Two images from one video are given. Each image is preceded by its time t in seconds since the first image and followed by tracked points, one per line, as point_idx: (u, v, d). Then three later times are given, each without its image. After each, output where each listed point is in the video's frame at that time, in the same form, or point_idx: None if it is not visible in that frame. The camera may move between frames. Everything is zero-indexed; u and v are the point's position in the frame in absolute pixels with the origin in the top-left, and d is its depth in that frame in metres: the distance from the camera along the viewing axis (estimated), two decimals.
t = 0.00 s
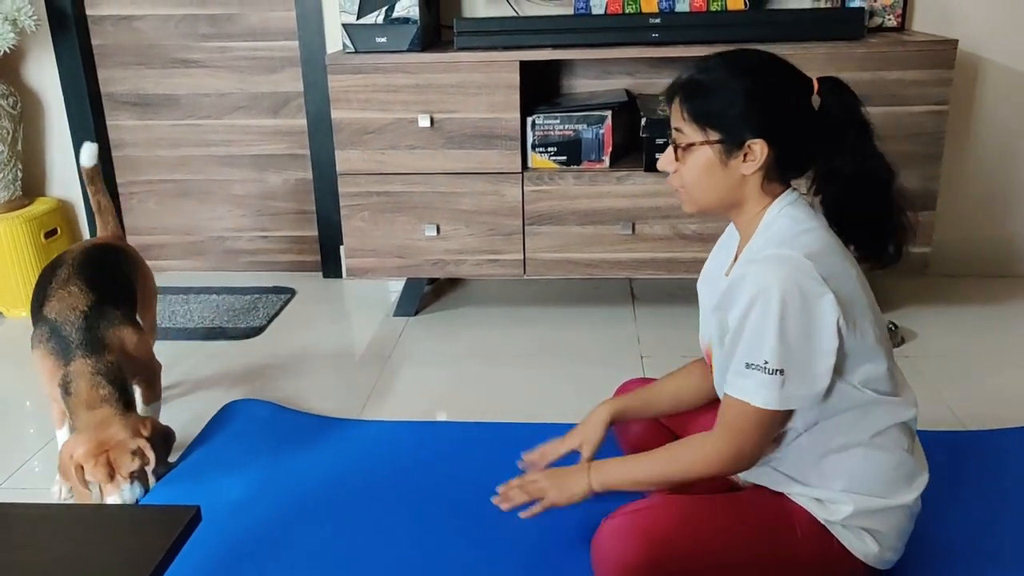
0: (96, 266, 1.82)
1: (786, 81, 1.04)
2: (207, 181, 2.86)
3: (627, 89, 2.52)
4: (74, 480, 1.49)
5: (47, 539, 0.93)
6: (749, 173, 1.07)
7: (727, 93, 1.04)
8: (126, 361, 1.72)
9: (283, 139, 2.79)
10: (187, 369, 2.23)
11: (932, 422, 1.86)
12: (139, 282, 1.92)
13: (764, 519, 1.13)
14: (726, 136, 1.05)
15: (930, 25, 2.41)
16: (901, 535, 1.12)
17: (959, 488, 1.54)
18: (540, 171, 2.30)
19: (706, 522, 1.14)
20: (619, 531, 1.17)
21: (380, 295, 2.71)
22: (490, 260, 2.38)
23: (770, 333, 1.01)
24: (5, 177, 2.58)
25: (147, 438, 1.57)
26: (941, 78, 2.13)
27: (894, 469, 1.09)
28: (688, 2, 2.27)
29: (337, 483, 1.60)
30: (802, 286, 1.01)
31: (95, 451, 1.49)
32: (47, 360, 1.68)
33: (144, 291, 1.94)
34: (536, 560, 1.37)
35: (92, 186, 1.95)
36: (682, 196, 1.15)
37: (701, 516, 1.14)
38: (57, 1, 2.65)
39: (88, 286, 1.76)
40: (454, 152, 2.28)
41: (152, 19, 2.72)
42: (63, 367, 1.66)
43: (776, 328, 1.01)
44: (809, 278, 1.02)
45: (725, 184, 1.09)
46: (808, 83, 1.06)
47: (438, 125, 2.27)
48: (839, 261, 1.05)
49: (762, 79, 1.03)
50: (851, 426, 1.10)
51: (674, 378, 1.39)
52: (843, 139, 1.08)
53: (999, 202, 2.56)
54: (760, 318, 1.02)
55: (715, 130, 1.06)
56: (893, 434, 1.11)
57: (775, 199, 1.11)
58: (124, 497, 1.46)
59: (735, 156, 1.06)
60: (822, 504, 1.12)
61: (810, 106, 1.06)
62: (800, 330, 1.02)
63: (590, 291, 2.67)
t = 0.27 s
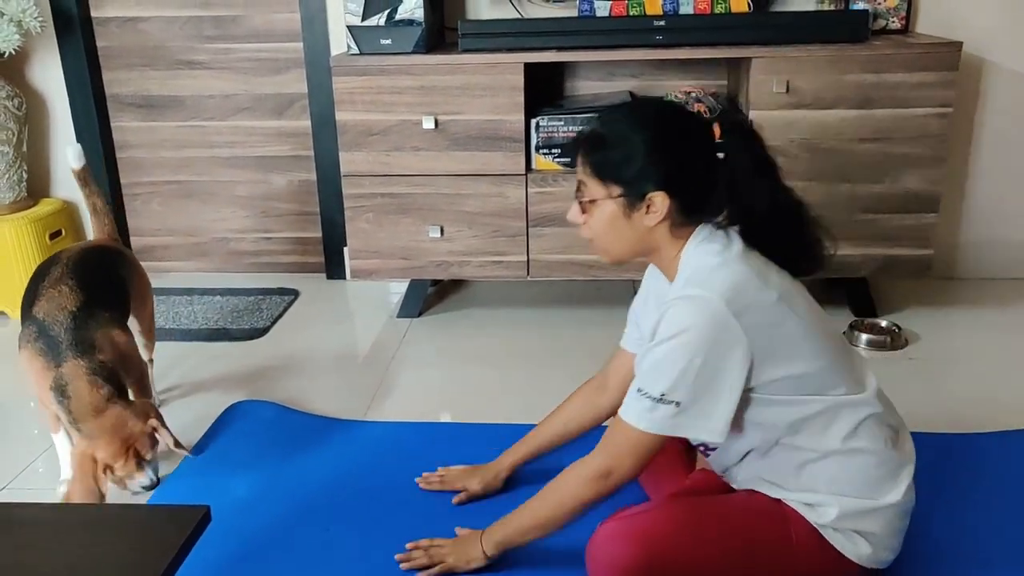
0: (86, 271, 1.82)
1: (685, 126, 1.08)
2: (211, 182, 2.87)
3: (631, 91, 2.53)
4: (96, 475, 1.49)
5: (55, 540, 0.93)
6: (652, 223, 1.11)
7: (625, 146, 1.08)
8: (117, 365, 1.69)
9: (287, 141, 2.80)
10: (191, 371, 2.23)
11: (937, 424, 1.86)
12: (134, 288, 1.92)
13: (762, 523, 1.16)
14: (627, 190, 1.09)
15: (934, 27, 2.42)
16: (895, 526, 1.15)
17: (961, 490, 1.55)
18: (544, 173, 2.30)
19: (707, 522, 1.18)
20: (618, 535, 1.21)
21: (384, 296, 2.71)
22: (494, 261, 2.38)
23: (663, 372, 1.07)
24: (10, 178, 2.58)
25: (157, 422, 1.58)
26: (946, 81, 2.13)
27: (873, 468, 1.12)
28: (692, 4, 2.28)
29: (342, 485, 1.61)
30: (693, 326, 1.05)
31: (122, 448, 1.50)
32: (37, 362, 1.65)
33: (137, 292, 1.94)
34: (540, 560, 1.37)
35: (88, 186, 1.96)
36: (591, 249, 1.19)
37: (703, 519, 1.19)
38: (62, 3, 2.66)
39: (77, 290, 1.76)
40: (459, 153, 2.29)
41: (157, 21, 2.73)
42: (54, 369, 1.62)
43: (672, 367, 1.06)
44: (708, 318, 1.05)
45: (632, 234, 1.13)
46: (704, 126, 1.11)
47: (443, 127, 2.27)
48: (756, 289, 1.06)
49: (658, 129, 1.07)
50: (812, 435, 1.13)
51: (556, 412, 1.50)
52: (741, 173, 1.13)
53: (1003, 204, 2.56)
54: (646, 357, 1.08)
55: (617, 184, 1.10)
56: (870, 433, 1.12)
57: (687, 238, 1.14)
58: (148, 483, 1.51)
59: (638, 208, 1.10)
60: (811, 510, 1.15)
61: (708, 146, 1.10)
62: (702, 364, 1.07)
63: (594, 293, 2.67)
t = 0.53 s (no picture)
0: (85, 268, 1.82)
1: (558, 214, 1.04)
2: (212, 180, 2.87)
3: (632, 91, 2.53)
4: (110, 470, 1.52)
5: (54, 538, 0.93)
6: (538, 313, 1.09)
7: (500, 240, 1.05)
8: (123, 360, 1.71)
9: (288, 140, 2.80)
10: (191, 370, 2.23)
11: (938, 425, 1.85)
12: (132, 288, 1.92)
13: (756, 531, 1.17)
14: (509, 285, 1.06)
15: (936, 28, 2.42)
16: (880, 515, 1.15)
17: (961, 491, 1.55)
18: (546, 173, 2.30)
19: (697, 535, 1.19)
20: (612, 547, 1.22)
21: (384, 296, 2.71)
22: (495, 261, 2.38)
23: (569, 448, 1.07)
24: (11, 175, 2.58)
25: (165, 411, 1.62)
26: (948, 82, 2.13)
27: (838, 472, 1.11)
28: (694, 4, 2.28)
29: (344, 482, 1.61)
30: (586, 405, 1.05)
31: (136, 436, 1.54)
32: (40, 360, 1.65)
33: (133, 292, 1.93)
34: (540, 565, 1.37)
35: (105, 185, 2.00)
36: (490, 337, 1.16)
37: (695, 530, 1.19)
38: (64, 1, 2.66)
39: (78, 289, 1.76)
40: (460, 153, 2.28)
41: (158, 19, 2.73)
42: (60, 365, 1.63)
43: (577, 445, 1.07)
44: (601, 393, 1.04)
45: (520, 324, 1.10)
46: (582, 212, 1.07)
47: (444, 127, 2.27)
48: (650, 350, 1.04)
49: (530, 222, 1.03)
50: (764, 458, 1.12)
51: (456, 434, 1.53)
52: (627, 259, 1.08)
53: (1004, 205, 2.56)
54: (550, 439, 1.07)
55: (501, 281, 1.07)
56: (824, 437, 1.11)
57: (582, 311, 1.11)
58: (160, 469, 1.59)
59: (524, 301, 1.07)
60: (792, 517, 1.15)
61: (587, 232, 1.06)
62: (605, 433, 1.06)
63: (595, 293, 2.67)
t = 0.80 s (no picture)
0: (84, 263, 1.83)
1: (459, 290, 1.10)
2: (211, 180, 2.87)
3: (632, 91, 2.53)
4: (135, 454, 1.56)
5: (52, 538, 0.93)
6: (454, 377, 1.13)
7: (403, 324, 1.12)
8: (130, 349, 1.74)
9: (287, 139, 2.80)
10: (190, 369, 2.23)
11: (937, 425, 1.85)
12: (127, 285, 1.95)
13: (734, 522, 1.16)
14: (422, 357, 1.12)
15: (936, 29, 2.42)
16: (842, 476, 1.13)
17: (958, 491, 1.55)
18: (546, 173, 2.30)
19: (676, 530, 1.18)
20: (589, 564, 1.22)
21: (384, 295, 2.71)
22: (495, 260, 2.38)
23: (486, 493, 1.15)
24: (11, 174, 2.58)
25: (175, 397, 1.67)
26: (948, 82, 2.13)
27: (779, 450, 1.10)
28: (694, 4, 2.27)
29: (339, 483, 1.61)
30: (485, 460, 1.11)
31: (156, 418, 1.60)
32: (49, 351, 1.66)
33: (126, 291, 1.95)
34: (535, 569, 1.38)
35: (82, 187, 2.02)
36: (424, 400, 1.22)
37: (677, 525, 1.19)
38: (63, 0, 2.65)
39: (82, 283, 1.78)
40: (460, 153, 2.28)
41: (158, 18, 2.72)
42: (71, 355, 1.65)
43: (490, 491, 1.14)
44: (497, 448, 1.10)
45: (442, 390, 1.15)
46: (478, 280, 1.12)
47: (444, 126, 2.27)
48: (543, 386, 1.08)
49: (427, 301, 1.10)
50: (696, 462, 1.13)
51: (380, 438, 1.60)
52: (526, 318, 1.11)
53: (1004, 206, 2.56)
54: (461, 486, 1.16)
55: (414, 356, 1.13)
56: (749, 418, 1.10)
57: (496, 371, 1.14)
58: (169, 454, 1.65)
59: (440, 370, 1.13)
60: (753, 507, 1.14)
61: (484, 301, 1.11)
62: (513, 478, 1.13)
63: (595, 293, 2.67)
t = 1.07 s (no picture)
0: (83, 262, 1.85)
1: (397, 345, 1.14)
2: (210, 179, 2.86)
3: (631, 91, 2.52)
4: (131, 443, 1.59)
5: (49, 537, 0.92)
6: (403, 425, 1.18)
7: (347, 385, 1.17)
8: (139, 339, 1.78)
9: (287, 139, 2.80)
10: (188, 368, 2.23)
11: (935, 425, 1.85)
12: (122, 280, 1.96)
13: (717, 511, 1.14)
14: (372, 412, 1.18)
15: (935, 28, 2.41)
16: (781, 433, 1.13)
17: (957, 488, 1.54)
18: (545, 172, 2.30)
19: (650, 521, 1.15)
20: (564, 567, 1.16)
21: (382, 295, 2.71)
22: (494, 260, 2.38)
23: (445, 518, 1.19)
24: (9, 174, 2.58)
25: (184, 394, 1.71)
26: (948, 81, 2.13)
27: (709, 427, 1.12)
28: (693, 3, 2.27)
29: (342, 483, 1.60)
30: (433, 492, 1.16)
31: (158, 411, 1.63)
32: (66, 342, 1.67)
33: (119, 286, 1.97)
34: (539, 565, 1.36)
35: (43, 186, 1.96)
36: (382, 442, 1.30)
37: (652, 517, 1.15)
38: None
39: (87, 274, 1.79)
40: (459, 152, 2.28)
41: (158, 18, 2.72)
42: (89, 345, 1.66)
43: (448, 517, 1.19)
44: (440, 481, 1.14)
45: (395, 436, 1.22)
46: (412, 332, 1.16)
47: (443, 126, 2.27)
48: (470, 415, 1.13)
49: (364, 364, 1.15)
50: (640, 453, 1.15)
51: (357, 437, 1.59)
52: (460, 362, 1.15)
53: (1003, 206, 2.56)
54: (424, 521, 1.21)
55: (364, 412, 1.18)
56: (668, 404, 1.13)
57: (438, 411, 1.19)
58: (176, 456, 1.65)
59: (390, 421, 1.19)
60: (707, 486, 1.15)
61: (418, 354, 1.15)
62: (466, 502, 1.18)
63: (594, 292, 2.67)
